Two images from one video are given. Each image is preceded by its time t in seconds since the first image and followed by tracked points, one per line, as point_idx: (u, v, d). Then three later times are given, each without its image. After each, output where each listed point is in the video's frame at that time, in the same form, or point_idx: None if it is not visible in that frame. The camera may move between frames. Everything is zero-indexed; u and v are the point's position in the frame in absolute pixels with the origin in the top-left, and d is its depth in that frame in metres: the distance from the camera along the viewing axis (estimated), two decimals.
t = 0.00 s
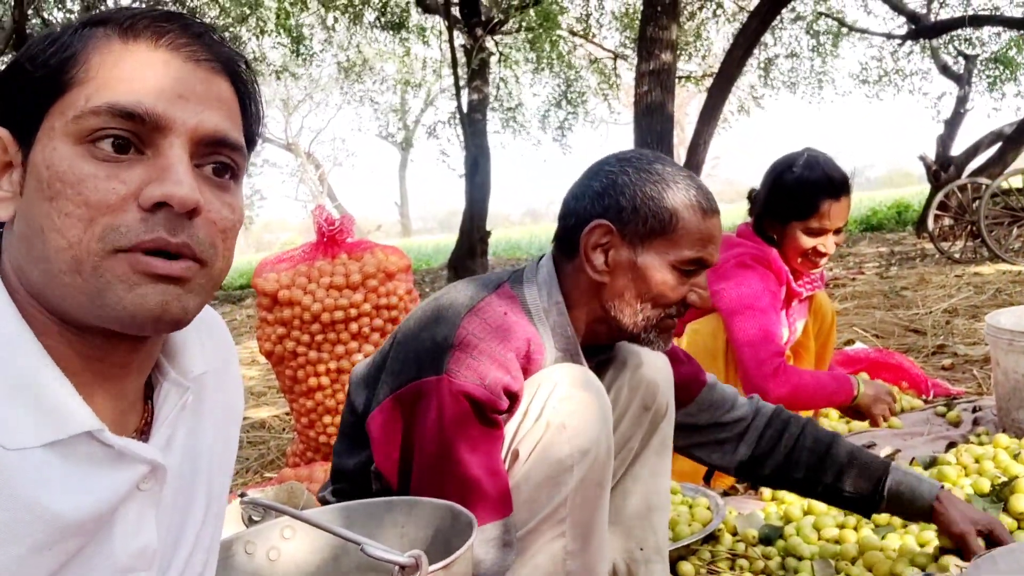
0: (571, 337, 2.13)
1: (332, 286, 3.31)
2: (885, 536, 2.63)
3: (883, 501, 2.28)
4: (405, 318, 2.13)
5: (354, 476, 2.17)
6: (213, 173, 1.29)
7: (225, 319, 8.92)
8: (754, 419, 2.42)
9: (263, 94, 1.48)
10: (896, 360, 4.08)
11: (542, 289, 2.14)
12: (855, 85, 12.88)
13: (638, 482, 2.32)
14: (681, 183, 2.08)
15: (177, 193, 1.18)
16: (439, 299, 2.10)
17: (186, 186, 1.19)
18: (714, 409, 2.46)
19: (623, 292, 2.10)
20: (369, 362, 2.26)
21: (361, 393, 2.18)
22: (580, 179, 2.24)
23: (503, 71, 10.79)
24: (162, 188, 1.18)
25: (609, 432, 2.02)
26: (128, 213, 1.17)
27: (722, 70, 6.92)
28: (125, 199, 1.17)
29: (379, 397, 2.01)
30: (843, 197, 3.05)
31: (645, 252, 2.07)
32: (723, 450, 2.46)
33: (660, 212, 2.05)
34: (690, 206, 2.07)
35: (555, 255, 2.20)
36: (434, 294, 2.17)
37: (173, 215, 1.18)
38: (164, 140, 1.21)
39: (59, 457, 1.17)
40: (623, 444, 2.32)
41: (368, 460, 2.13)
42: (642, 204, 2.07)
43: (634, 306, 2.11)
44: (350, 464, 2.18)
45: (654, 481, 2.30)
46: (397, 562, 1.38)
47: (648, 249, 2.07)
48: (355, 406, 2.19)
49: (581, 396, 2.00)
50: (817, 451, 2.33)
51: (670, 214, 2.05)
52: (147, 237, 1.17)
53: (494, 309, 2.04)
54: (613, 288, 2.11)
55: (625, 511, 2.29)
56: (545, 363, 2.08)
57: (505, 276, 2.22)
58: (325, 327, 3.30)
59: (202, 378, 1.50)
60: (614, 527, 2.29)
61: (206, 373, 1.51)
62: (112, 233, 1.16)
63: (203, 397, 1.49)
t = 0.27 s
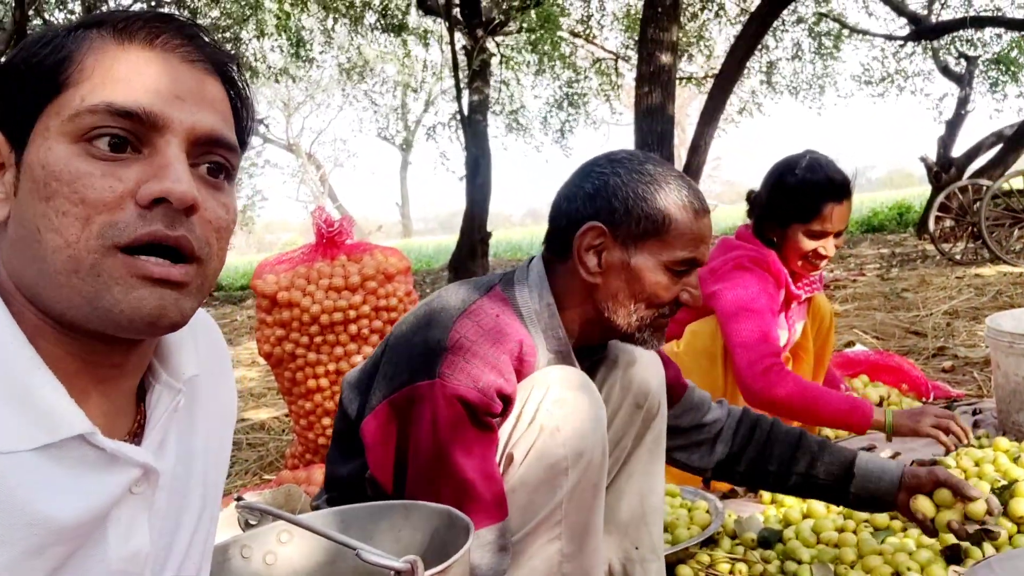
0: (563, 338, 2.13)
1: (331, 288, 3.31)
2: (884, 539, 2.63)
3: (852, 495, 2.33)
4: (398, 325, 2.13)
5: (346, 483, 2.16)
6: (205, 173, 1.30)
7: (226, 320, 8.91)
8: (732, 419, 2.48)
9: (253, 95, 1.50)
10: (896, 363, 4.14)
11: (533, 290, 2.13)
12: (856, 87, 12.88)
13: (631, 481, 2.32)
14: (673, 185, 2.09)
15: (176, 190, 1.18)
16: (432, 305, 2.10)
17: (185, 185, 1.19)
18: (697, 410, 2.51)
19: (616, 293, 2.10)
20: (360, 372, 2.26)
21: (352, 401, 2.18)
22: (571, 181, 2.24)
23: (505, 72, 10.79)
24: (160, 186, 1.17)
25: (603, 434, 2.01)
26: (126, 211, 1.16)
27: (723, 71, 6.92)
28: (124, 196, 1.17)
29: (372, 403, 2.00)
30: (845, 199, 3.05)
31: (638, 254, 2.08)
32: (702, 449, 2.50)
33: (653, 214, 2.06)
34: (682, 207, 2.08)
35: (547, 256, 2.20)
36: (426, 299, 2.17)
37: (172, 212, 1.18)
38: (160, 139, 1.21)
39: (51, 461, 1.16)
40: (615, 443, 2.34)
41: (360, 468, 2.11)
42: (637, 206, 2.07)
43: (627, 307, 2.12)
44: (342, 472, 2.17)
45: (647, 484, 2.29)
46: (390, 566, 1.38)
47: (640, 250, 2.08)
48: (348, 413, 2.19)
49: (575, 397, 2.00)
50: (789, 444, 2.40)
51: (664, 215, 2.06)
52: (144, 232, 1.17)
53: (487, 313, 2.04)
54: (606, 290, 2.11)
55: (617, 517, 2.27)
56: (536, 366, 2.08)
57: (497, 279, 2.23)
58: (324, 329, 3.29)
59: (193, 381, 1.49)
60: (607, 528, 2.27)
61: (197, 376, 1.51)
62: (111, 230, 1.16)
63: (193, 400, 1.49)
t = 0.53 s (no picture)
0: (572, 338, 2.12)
1: (329, 288, 3.30)
2: (882, 540, 2.63)
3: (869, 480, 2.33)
4: (406, 324, 2.12)
5: (348, 482, 2.15)
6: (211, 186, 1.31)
7: (224, 320, 8.89)
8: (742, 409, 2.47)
9: (252, 98, 1.52)
10: (895, 364, 4.15)
11: (544, 294, 2.12)
12: (855, 88, 12.89)
13: (631, 484, 2.30)
14: (683, 187, 2.08)
15: (198, 206, 1.19)
16: (440, 305, 2.08)
17: (206, 201, 1.20)
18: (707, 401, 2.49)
19: (626, 296, 2.09)
20: (365, 370, 2.22)
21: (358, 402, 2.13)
22: (579, 184, 2.23)
23: (505, 72, 10.79)
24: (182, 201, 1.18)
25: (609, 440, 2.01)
26: (144, 222, 1.17)
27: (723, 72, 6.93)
28: (142, 208, 1.17)
29: (379, 403, 1.98)
30: (847, 202, 3.06)
31: (648, 256, 2.06)
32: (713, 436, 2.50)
33: (663, 216, 2.05)
34: (692, 210, 2.07)
35: (556, 258, 2.19)
36: (433, 300, 2.15)
37: (189, 225, 1.19)
38: (179, 154, 1.21)
39: (42, 465, 1.16)
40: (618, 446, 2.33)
41: (365, 467, 2.10)
42: (645, 208, 2.06)
43: (637, 309, 2.11)
44: (345, 471, 2.16)
45: (649, 488, 2.28)
46: (384, 570, 1.39)
47: (650, 252, 2.06)
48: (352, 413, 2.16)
49: (583, 401, 1.99)
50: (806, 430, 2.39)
51: (674, 218, 2.05)
52: (161, 243, 1.17)
53: (497, 314, 2.03)
54: (616, 292, 2.10)
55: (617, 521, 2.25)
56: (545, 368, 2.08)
57: (507, 281, 2.22)
58: (322, 330, 3.28)
59: (184, 383, 1.49)
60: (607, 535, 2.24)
61: (188, 378, 1.51)
62: (126, 237, 1.16)
63: (184, 403, 1.50)
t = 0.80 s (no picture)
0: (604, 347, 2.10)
1: (331, 287, 3.29)
2: (882, 541, 2.64)
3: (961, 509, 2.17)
4: (439, 312, 2.14)
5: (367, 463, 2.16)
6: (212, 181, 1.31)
7: (226, 319, 8.90)
8: (807, 422, 2.34)
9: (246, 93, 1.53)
10: (897, 363, 4.14)
11: (578, 295, 2.13)
12: (857, 88, 12.89)
13: (643, 503, 2.30)
14: (722, 199, 2.05)
15: (201, 202, 1.20)
16: (475, 299, 2.09)
17: (209, 196, 1.21)
18: (756, 412, 2.37)
19: (657, 306, 2.06)
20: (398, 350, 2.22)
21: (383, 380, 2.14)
22: (616, 193, 2.20)
23: (507, 71, 10.81)
24: (185, 196, 1.19)
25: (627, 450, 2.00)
26: (146, 218, 1.17)
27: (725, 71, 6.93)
28: (145, 204, 1.17)
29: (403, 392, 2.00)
30: (848, 201, 3.07)
31: (682, 267, 2.03)
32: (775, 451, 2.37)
33: (699, 227, 2.02)
34: (729, 221, 2.05)
35: (592, 265, 2.17)
36: (466, 295, 2.17)
37: (192, 221, 1.20)
38: (180, 149, 1.22)
39: (42, 463, 1.16)
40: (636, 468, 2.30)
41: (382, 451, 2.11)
42: (682, 216, 2.04)
43: (668, 321, 2.07)
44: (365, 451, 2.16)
45: (660, 501, 2.30)
46: (383, 568, 1.39)
47: (684, 263, 2.04)
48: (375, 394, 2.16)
49: (605, 408, 1.97)
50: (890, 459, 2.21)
51: (712, 228, 2.03)
52: (165, 239, 1.18)
53: (528, 314, 2.03)
54: (647, 302, 2.07)
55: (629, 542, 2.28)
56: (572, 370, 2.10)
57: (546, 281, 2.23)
58: (322, 329, 3.28)
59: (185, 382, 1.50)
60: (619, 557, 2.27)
61: (190, 377, 1.52)
62: (130, 235, 1.16)
63: (185, 402, 1.49)
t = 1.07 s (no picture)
0: (620, 351, 2.09)
1: (334, 285, 3.29)
2: (884, 543, 2.64)
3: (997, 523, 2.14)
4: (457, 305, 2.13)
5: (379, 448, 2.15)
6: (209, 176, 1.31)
7: (229, 318, 8.91)
8: (830, 441, 2.31)
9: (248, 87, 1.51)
10: (900, 364, 4.13)
11: (597, 295, 2.12)
12: (861, 88, 12.87)
13: (655, 514, 2.30)
14: (741, 204, 2.02)
15: (195, 195, 1.19)
16: (492, 293, 2.09)
17: (203, 189, 1.21)
18: (779, 425, 2.36)
19: (674, 311, 2.04)
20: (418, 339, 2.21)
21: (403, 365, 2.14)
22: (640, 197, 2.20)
23: (511, 70, 10.81)
24: (179, 190, 1.19)
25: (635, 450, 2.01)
26: (141, 214, 1.17)
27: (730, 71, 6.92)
28: (140, 199, 1.17)
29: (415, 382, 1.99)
30: (850, 200, 3.05)
31: (698, 272, 2.01)
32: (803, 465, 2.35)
33: (717, 232, 2.00)
34: (749, 228, 2.01)
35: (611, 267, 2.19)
36: (482, 288, 2.17)
37: (188, 216, 1.20)
38: (174, 143, 1.22)
39: (45, 463, 1.17)
40: (646, 480, 2.29)
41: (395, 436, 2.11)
42: (700, 221, 2.02)
43: (684, 327, 2.04)
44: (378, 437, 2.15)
45: (666, 510, 2.30)
46: (384, 569, 1.41)
47: (701, 269, 2.01)
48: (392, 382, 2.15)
49: (615, 407, 1.98)
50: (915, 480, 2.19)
51: (729, 234, 2.00)
52: (160, 234, 1.17)
53: (542, 313, 2.04)
54: (663, 307, 2.05)
55: (635, 555, 2.28)
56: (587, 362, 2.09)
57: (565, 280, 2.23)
58: (325, 327, 3.28)
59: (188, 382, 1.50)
60: (624, 569, 2.27)
61: (193, 378, 1.52)
62: (126, 232, 1.16)
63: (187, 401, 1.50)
